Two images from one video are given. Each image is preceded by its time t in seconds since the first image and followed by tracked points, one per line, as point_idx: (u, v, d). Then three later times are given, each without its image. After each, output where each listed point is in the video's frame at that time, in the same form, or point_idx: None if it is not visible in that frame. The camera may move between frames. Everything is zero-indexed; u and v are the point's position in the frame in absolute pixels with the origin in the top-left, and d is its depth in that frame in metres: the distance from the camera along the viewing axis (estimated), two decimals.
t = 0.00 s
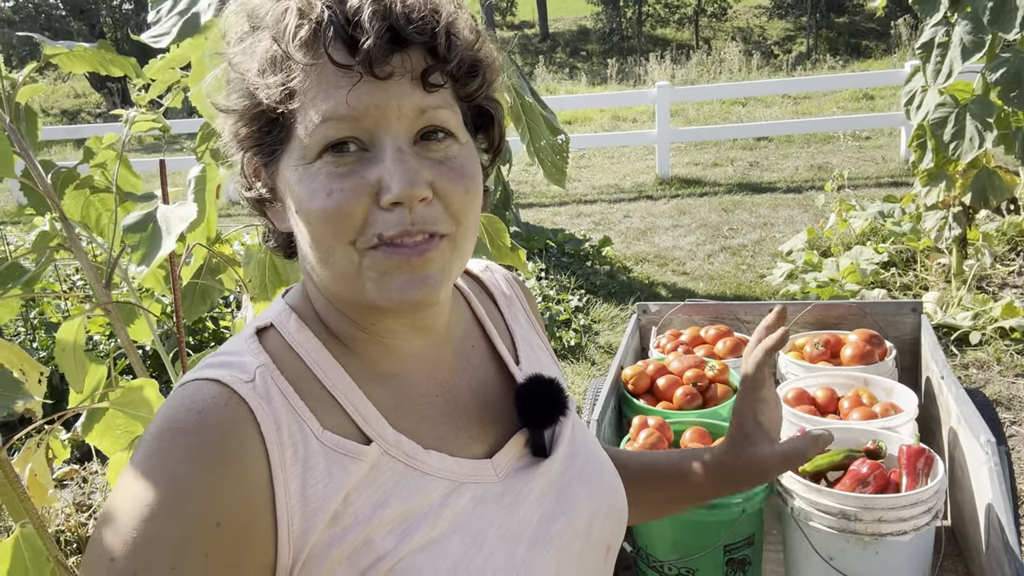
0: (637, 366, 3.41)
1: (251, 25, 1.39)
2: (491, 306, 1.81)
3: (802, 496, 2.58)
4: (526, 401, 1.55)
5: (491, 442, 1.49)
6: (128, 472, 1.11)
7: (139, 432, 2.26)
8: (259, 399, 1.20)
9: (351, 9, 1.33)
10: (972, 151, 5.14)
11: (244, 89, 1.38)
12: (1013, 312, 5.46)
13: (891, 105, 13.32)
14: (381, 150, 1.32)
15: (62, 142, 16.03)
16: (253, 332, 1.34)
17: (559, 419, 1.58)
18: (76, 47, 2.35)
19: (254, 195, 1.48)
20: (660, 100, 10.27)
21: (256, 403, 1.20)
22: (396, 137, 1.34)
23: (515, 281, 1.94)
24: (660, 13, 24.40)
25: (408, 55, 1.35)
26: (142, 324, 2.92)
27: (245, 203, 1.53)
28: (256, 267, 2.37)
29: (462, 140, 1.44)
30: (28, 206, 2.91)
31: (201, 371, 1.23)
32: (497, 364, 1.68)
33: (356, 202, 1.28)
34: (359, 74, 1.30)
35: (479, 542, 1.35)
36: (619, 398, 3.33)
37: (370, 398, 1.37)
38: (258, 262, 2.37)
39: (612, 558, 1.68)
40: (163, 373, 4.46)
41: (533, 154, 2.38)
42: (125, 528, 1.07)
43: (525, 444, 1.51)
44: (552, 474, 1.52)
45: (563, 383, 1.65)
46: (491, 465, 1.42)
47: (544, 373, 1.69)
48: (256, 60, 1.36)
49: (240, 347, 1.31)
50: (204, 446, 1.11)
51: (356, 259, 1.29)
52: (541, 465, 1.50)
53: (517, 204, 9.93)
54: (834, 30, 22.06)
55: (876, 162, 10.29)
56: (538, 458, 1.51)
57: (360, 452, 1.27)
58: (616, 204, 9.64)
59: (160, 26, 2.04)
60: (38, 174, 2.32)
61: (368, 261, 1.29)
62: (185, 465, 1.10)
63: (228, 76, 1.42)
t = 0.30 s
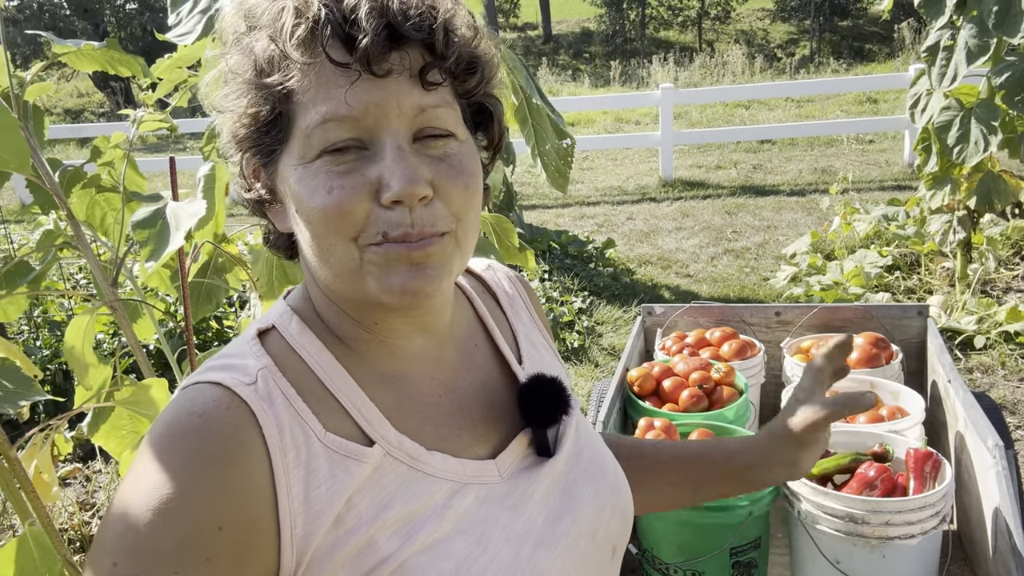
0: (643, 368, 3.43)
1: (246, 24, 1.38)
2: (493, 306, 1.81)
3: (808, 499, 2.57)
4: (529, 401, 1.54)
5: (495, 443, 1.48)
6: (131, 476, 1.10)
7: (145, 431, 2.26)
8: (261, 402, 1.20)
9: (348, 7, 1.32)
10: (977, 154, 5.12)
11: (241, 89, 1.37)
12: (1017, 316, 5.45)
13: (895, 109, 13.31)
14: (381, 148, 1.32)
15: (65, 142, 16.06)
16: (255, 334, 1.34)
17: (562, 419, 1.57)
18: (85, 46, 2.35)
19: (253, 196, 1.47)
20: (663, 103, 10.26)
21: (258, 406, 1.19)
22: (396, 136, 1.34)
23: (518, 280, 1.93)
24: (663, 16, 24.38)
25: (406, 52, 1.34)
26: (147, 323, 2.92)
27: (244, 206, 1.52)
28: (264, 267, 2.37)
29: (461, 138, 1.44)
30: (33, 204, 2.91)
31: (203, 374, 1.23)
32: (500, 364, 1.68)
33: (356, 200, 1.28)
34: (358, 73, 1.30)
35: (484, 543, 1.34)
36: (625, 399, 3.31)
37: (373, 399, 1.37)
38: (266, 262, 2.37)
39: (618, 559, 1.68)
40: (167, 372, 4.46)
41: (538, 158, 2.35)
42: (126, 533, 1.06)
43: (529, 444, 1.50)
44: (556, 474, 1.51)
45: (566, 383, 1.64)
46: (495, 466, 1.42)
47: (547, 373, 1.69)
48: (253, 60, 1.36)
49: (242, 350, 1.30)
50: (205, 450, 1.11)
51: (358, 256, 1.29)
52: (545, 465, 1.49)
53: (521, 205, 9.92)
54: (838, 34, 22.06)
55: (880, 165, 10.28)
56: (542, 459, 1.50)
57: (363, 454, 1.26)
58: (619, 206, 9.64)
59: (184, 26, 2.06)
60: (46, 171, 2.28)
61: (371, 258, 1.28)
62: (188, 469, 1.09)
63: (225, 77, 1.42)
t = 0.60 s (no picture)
0: (646, 372, 3.41)
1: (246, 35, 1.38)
2: (496, 311, 1.80)
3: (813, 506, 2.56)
4: (532, 407, 1.54)
5: (498, 448, 1.47)
6: (135, 481, 1.09)
7: (147, 435, 2.23)
8: (264, 407, 1.19)
9: (343, 22, 1.31)
10: (980, 159, 5.11)
11: (240, 101, 1.38)
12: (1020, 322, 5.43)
13: (898, 113, 13.30)
14: (378, 163, 1.32)
15: (68, 141, 16.08)
16: (258, 339, 1.34)
17: (566, 424, 1.56)
18: (92, 47, 2.34)
19: (257, 204, 1.47)
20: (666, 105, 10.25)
21: (261, 412, 1.19)
22: (393, 150, 1.33)
23: (520, 285, 1.92)
24: (666, 18, 24.36)
25: (402, 67, 1.33)
26: (150, 324, 2.91)
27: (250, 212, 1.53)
28: (269, 269, 2.36)
29: (461, 149, 1.43)
30: (36, 205, 2.91)
31: (205, 379, 1.22)
32: (503, 369, 1.67)
33: (353, 214, 1.28)
34: (352, 89, 1.29)
35: (487, 549, 1.34)
36: (628, 404, 3.31)
37: (377, 405, 1.36)
38: (271, 264, 2.36)
39: (622, 563, 1.67)
40: (169, 373, 4.46)
41: (545, 162, 2.35)
42: (129, 539, 1.05)
43: (533, 449, 1.50)
44: (560, 479, 1.50)
45: (570, 388, 1.64)
46: (498, 470, 1.41)
47: (550, 377, 1.68)
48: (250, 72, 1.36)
49: (245, 355, 1.30)
50: (209, 455, 1.10)
51: (357, 269, 1.29)
52: (549, 470, 1.48)
53: (523, 207, 9.91)
54: (841, 37, 22.07)
55: (883, 169, 10.26)
56: (546, 463, 1.49)
57: (366, 459, 1.26)
58: (621, 208, 9.63)
59: (187, 25, 2.06)
60: (50, 172, 2.27)
61: (368, 270, 1.28)
62: (191, 475, 1.08)
63: (226, 86, 1.43)
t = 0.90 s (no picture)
0: (647, 376, 3.41)
1: (268, 36, 1.39)
2: (502, 316, 1.80)
3: (814, 511, 2.57)
4: (537, 413, 1.54)
5: (502, 453, 1.48)
6: (145, 477, 1.10)
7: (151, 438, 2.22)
8: (273, 408, 1.20)
9: (365, 27, 1.31)
10: (981, 165, 5.12)
11: (258, 100, 1.37)
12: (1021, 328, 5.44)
13: (899, 118, 13.31)
14: (393, 167, 1.32)
15: (69, 141, 16.11)
16: (267, 340, 1.34)
17: (571, 430, 1.56)
18: (96, 48, 2.34)
19: (268, 203, 1.48)
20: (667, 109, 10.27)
21: (270, 413, 1.19)
22: (407, 155, 1.33)
23: (525, 290, 1.93)
24: (667, 22, 24.39)
25: (422, 73, 1.33)
26: (152, 325, 2.92)
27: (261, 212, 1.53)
28: (274, 272, 2.36)
29: (475, 156, 1.44)
30: (41, 205, 2.91)
31: (215, 380, 1.22)
32: (508, 373, 1.67)
33: (365, 217, 1.28)
34: (371, 93, 1.29)
35: (490, 553, 1.34)
36: (629, 407, 3.32)
37: (384, 408, 1.37)
38: (276, 267, 2.36)
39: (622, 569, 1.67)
40: (170, 373, 4.46)
41: (549, 167, 2.33)
42: (138, 538, 1.05)
43: (537, 454, 1.50)
44: (562, 485, 1.51)
45: (575, 393, 1.64)
46: (501, 475, 1.41)
47: (555, 383, 1.69)
48: (268, 71, 1.36)
49: (253, 356, 1.30)
50: (219, 455, 1.10)
51: (364, 273, 1.30)
52: (552, 475, 1.48)
53: (524, 209, 9.92)
54: (843, 41, 22.10)
55: (884, 174, 10.27)
56: (549, 469, 1.50)
57: (373, 462, 1.26)
58: (623, 211, 9.64)
59: (194, 29, 2.02)
60: (55, 173, 2.26)
61: (377, 275, 1.30)
62: (200, 474, 1.08)
63: (244, 84, 1.43)
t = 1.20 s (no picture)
0: (644, 375, 3.41)
1: (273, 24, 1.36)
2: (500, 311, 1.80)
3: (809, 510, 2.57)
4: (535, 409, 1.54)
5: (497, 450, 1.48)
6: (138, 467, 1.09)
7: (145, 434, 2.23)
8: (270, 400, 1.20)
9: (386, 14, 1.31)
10: (981, 167, 5.12)
11: (267, 89, 1.35)
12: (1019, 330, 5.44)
13: (899, 121, 13.31)
14: (409, 156, 1.32)
15: (70, 139, 16.10)
16: (264, 332, 1.34)
17: (566, 426, 1.56)
18: (95, 44, 2.34)
19: (270, 194, 1.45)
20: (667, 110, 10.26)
21: (267, 404, 1.19)
22: (424, 143, 1.34)
23: (523, 286, 1.93)
24: (669, 24, 24.39)
25: (440, 62, 1.34)
26: (150, 321, 2.92)
27: (259, 201, 1.50)
28: (271, 268, 2.35)
29: (487, 148, 1.45)
30: (39, 200, 2.91)
31: (210, 370, 1.22)
32: (505, 369, 1.67)
33: (381, 206, 1.28)
34: (392, 81, 1.30)
35: (484, 549, 1.33)
36: (626, 407, 3.31)
37: (381, 401, 1.36)
38: (273, 262, 2.35)
39: (615, 566, 1.66)
40: (168, 370, 4.46)
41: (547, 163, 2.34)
42: (130, 528, 1.05)
43: (531, 450, 1.50)
44: (557, 482, 1.50)
45: (571, 390, 1.64)
46: (497, 470, 1.41)
47: (552, 380, 1.69)
48: (281, 59, 1.34)
49: (251, 348, 1.30)
50: (214, 445, 1.10)
51: (380, 263, 1.30)
52: (548, 471, 1.48)
53: (523, 210, 9.91)
54: (844, 44, 22.11)
55: (884, 177, 10.27)
56: (544, 465, 1.50)
57: (369, 455, 1.26)
58: (622, 212, 9.63)
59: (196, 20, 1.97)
60: (54, 170, 2.26)
61: (392, 266, 1.30)
62: (195, 464, 1.08)
63: (247, 72, 1.41)
